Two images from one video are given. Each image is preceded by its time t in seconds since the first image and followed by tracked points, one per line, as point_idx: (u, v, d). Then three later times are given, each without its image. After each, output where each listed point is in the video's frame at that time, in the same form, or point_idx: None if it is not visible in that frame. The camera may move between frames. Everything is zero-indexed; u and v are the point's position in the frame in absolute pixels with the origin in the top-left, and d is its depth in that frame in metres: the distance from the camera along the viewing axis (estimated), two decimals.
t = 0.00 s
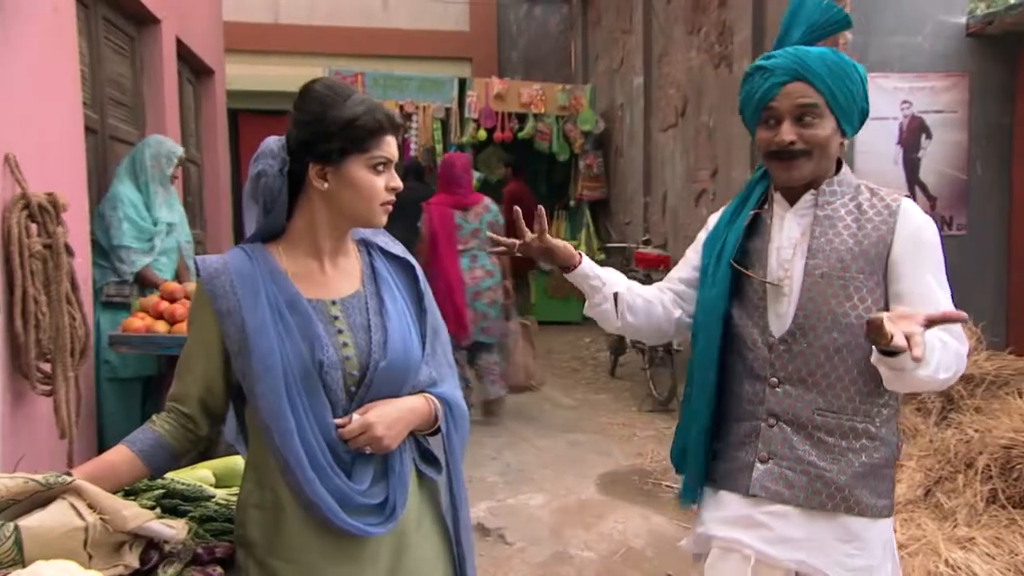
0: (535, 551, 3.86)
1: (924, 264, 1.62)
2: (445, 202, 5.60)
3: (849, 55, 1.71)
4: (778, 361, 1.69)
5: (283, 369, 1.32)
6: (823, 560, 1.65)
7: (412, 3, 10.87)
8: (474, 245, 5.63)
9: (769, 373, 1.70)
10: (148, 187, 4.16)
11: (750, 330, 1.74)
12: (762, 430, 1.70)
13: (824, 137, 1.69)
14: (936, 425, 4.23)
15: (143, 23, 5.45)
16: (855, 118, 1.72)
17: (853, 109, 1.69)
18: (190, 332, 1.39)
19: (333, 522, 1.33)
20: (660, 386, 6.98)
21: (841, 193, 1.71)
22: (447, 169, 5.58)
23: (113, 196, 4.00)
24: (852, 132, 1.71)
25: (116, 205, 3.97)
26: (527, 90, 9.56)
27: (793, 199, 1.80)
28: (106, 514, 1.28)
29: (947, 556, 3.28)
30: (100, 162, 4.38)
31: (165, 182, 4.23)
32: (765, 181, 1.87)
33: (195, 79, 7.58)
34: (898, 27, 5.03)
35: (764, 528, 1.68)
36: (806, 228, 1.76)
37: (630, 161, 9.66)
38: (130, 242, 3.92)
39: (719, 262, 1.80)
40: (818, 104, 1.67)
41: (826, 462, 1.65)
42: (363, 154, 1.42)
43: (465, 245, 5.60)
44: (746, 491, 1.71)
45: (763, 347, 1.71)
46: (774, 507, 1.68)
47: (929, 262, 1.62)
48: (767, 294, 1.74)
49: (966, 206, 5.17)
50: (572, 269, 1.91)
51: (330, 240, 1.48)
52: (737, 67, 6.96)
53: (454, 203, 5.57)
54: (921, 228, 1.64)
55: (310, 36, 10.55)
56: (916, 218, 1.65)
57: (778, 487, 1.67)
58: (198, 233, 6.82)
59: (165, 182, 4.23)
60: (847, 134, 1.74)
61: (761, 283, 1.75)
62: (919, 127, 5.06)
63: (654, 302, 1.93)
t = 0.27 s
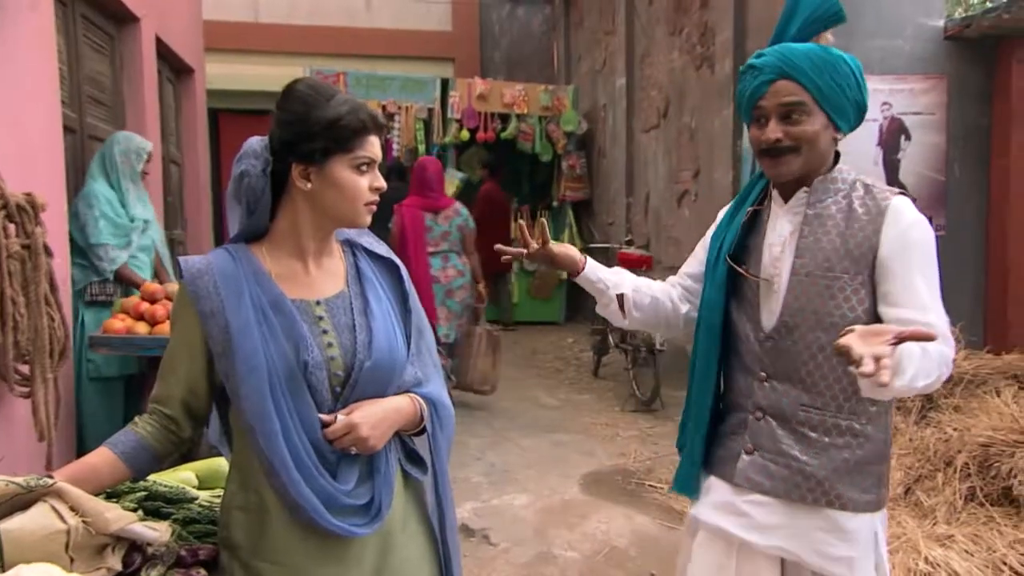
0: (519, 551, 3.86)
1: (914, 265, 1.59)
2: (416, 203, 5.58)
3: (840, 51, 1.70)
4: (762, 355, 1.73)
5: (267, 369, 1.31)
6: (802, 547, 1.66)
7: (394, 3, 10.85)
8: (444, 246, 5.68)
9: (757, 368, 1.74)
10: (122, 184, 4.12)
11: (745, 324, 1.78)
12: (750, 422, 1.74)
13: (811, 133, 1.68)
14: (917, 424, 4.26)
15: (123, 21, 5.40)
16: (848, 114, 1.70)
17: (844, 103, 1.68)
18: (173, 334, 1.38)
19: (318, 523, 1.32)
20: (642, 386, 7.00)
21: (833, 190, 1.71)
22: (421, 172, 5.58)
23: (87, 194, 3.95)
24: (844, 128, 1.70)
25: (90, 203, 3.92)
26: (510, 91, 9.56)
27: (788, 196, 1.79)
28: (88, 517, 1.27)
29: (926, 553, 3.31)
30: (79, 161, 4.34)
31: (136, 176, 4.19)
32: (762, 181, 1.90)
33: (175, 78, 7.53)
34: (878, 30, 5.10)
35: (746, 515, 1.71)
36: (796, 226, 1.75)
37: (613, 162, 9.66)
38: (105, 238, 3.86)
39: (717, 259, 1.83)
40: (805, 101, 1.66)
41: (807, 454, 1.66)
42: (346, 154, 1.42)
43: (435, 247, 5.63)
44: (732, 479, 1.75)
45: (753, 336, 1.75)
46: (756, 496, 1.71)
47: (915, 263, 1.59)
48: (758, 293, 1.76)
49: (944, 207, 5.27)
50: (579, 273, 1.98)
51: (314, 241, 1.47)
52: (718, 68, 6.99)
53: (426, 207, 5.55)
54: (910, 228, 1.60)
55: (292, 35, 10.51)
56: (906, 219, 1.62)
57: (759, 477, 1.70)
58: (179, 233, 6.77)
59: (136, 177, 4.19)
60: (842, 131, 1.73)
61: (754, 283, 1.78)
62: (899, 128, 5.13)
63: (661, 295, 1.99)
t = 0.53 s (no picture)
0: (511, 551, 3.86)
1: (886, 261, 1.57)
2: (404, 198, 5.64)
3: (807, 47, 1.69)
4: (744, 350, 1.73)
5: (262, 369, 1.31)
6: (782, 536, 1.66)
7: (385, 2, 10.84)
8: (429, 240, 5.70)
9: (740, 363, 1.75)
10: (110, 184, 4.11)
11: (731, 322, 1.79)
12: (734, 416, 1.76)
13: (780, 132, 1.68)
14: (905, 423, 4.28)
15: (112, 19, 5.38)
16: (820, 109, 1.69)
17: (814, 99, 1.67)
18: (166, 333, 1.37)
19: (313, 522, 1.32)
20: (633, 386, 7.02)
21: (811, 186, 1.69)
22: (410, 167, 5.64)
23: (78, 194, 3.94)
24: (818, 124, 1.69)
25: (81, 204, 3.90)
26: (501, 90, 9.56)
27: (768, 193, 1.79)
28: (81, 518, 1.27)
29: (917, 551, 3.33)
30: (69, 160, 4.32)
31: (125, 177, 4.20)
32: (748, 181, 1.90)
33: (165, 77, 7.50)
34: (868, 30, 5.12)
35: (729, 507, 1.72)
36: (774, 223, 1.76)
37: (604, 161, 9.67)
38: (94, 238, 3.84)
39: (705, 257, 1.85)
40: (769, 99, 1.67)
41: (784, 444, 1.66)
42: (339, 153, 1.41)
43: (421, 241, 5.66)
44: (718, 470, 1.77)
45: (738, 332, 1.76)
46: (738, 487, 1.72)
47: (887, 260, 1.57)
48: (742, 290, 1.77)
49: (933, 206, 5.32)
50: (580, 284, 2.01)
51: (308, 241, 1.47)
52: (709, 68, 7.01)
53: (414, 202, 5.62)
54: (883, 222, 1.58)
55: (283, 34, 10.48)
56: (880, 213, 1.60)
57: (742, 470, 1.71)
58: (168, 234, 6.74)
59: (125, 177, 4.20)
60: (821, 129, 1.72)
61: (738, 282, 1.79)
62: (889, 128, 5.17)
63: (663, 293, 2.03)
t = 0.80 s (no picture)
0: (513, 551, 3.86)
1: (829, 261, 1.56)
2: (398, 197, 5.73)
3: (741, 60, 1.69)
4: (708, 352, 1.75)
5: (270, 368, 1.31)
6: (747, 527, 1.68)
7: (385, 2, 10.83)
8: (422, 237, 5.80)
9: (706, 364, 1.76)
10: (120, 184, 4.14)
11: (698, 324, 1.80)
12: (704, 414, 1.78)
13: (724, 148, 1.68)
14: (906, 423, 4.27)
15: (113, 20, 5.38)
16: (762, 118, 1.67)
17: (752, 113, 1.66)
18: (172, 333, 1.37)
19: (321, 522, 1.33)
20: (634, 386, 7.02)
21: (759, 189, 1.67)
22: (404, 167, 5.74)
23: (90, 193, 3.96)
24: (761, 132, 1.66)
25: (97, 203, 3.93)
26: (501, 91, 9.56)
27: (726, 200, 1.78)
28: (91, 517, 1.27)
29: (919, 551, 3.36)
30: (71, 161, 4.33)
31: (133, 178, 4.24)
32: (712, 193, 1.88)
33: (166, 77, 7.50)
34: (869, 30, 5.20)
35: (699, 501, 1.77)
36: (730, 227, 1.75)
37: (604, 162, 9.68)
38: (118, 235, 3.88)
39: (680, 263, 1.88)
40: (709, 113, 1.67)
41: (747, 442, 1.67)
42: (344, 154, 1.42)
43: (414, 238, 5.75)
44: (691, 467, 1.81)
45: (704, 334, 1.77)
46: (705, 482, 1.76)
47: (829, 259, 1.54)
48: (705, 294, 1.78)
49: (934, 206, 5.32)
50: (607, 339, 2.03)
51: (315, 241, 1.47)
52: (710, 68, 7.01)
53: (409, 200, 5.71)
54: (818, 220, 1.56)
55: (283, 35, 10.48)
56: (817, 211, 1.58)
57: (709, 465, 1.74)
58: (169, 234, 6.75)
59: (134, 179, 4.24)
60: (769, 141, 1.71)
61: (704, 286, 1.79)
62: (889, 128, 5.22)
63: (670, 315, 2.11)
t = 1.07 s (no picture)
0: (520, 550, 3.87)
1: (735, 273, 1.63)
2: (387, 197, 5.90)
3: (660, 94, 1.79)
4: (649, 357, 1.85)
5: (284, 367, 1.31)
6: (683, 519, 1.75)
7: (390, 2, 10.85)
8: (410, 235, 5.99)
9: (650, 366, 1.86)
10: (137, 186, 4.21)
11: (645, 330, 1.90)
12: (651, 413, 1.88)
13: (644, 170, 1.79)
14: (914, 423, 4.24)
15: (121, 21, 5.40)
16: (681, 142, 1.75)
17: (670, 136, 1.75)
18: (186, 331, 1.37)
19: (335, 520, 1.33)
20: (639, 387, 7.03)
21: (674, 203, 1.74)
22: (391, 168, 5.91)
23: (113, 192, 4.02)
24: (676, 154, 1.75)
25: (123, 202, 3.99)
26: (505, 90, 9.58)
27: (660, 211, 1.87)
28: (107, 515, 1.27)
29: (927, 551, 3.43)
30: (80, 162, 4.35)
31: (148, 180, 4.27)
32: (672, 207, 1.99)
33: (172, 77, 7.52)
34: (874, 30, 5.22)
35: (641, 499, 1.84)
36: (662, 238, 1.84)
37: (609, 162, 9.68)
38: (154, 233, 4.03)
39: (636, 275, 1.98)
40: (630, 143, 1.79)
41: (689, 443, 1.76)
42: (356, 153, 1.42)
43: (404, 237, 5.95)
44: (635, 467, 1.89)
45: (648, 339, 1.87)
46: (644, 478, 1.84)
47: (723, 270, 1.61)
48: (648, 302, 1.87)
49: (940, 206, 5.32)
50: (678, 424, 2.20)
51: (327, 240, 1.47)
52: (715, 68, 7.01)
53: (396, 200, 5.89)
54: (711, 230, 1.63)
55: (288, 35, 10.50)
56: (717, 222, 1.64)
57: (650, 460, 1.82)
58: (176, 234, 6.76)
59: (148, 180, 4.29)
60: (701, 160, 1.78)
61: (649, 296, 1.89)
62: (896, 128, 5.24)
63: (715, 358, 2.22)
